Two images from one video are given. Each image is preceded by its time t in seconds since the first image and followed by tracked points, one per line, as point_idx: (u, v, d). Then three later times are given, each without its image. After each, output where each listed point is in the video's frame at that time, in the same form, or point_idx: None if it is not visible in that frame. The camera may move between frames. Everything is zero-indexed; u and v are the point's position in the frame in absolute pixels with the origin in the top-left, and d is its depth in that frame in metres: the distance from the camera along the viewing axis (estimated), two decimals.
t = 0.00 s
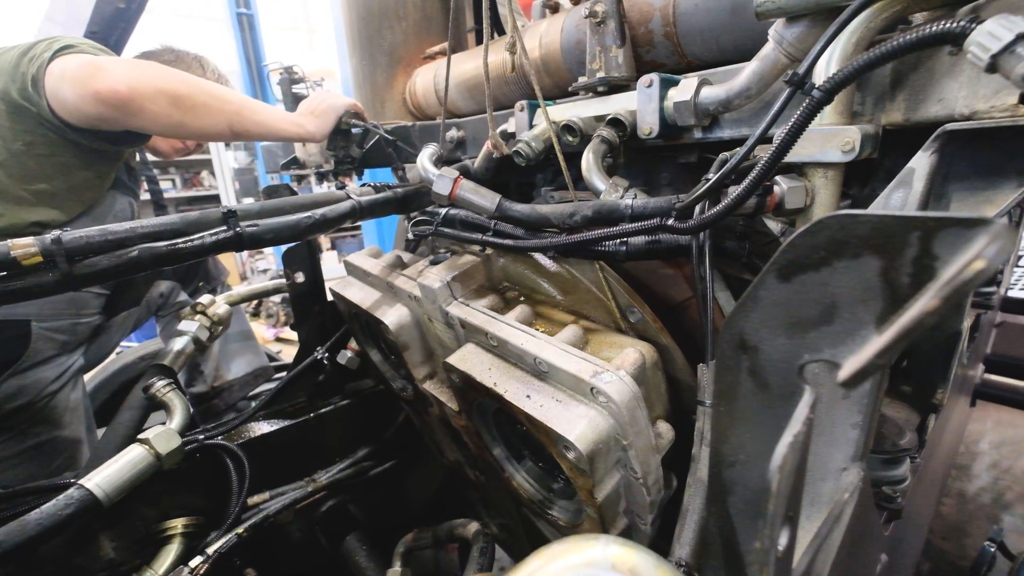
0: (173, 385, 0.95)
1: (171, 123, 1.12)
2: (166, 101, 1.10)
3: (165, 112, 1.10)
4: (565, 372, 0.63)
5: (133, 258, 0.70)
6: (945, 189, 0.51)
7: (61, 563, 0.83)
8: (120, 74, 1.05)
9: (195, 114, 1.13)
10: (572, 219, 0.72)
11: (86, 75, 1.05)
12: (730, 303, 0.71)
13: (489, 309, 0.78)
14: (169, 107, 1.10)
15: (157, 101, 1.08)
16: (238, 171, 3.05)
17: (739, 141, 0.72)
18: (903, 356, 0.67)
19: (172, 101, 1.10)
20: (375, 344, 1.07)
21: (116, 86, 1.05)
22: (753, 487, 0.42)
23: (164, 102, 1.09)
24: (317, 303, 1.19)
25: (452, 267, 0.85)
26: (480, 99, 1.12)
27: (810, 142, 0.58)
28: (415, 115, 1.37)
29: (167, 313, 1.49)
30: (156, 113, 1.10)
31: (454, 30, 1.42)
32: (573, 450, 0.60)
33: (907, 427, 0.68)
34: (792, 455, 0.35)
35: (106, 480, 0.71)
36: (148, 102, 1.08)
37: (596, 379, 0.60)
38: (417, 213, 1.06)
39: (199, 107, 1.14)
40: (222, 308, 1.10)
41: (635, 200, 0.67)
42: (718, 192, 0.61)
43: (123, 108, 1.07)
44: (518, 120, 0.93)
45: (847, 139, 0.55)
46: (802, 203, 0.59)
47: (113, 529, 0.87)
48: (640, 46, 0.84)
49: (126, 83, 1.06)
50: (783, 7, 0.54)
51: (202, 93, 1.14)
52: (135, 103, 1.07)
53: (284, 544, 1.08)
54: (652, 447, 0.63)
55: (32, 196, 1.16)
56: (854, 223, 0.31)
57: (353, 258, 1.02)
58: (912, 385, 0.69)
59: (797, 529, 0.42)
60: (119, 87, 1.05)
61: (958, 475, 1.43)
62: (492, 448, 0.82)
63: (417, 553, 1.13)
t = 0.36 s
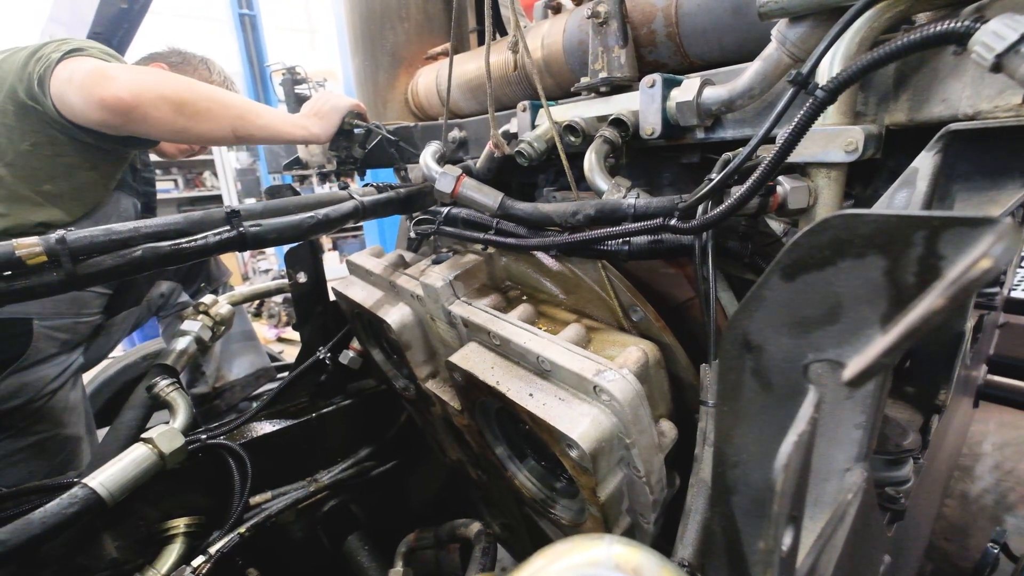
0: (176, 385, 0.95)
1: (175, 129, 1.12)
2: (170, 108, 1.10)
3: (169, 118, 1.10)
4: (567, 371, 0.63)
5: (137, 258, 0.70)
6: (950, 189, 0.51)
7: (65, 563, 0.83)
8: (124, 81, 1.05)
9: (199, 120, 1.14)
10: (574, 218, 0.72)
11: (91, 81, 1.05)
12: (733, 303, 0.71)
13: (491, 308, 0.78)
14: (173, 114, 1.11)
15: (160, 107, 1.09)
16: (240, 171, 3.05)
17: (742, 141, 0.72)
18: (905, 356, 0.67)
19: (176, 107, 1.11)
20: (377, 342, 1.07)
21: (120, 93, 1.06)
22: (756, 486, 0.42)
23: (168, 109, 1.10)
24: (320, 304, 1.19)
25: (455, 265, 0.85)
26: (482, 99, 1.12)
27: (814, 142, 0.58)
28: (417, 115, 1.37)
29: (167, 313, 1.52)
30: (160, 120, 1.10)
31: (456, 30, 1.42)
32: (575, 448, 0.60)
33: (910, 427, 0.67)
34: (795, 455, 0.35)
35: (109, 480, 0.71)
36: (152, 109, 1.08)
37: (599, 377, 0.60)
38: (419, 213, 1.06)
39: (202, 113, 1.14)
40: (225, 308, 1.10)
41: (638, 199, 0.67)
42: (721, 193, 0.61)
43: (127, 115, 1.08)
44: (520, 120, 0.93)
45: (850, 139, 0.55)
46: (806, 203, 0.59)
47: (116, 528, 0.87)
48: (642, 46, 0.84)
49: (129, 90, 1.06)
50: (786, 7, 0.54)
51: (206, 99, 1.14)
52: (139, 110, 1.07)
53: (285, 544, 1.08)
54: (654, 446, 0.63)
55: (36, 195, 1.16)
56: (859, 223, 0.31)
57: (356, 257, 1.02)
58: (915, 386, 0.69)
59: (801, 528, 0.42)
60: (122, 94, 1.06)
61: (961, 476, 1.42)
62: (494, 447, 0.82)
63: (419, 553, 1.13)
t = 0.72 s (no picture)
0: (174, 385, 0.94)
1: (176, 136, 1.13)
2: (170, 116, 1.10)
3: (169, 126, 1.10)
4: (562, 366, 0.62)
5: (133, 258, 0.70)
6: (949, 189, 0.51)
7: (62, 564, 0.82)
8: (124, 90, 1.05)
9: (200, 125, 1.14)
10: (573, 216, 0.72)
11: (91, 90, 1.05)
12: (731, 302, 0.71)
13: (488, 304, 0.78)
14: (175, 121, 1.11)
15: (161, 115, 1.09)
16: (239, 172, 3.05)
17: (741, 141, 0.72)
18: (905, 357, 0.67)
19: (177, 115, 1.10)
20: (376, 339, 1.07)
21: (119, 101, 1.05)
22: (756, 485, 0.42)
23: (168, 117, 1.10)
24: (319, 304, 1.18)
25: (453, 261, 0.85)
26: (481, 99, 1.12)
27: (813, 142, 0.58)
28: (416, 116, 1.37)
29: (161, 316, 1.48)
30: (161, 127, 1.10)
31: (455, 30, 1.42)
32: (569, 444, 0.60)
33: (909, 427, 0.67)
34: (794, 455, 0.35)
35: (106, 480, 0.71)
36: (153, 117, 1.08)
37: (593, 372, 0.60)
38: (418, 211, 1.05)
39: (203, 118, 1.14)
40: (223, 308, 1.10)
41: (637, 198, 0.67)
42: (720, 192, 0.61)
43: (127, 123, 1.08)
44: (519, 120, 0.93)
45: (850, 138, 0.55)
46: (805, 203, 0.59)
47: (114, 529, 0.87)
48: (641, 46, 0.84)
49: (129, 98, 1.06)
50: (785, 7, 0.54)
51: (206, 104, 1.14)
52: (140, 118, 1.07)
53: (284, 544, 1.08)
54: (649, 443, 0.62)
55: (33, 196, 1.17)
56: (859, 221, 0.31)
57: (355, 254, 1.02)
58: (914, 386, 0.69)
59: (800, 528, 0.41)
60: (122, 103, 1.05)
61: (959, 476, 1.42)
62: (490, 443, 0.81)
63: (417, 553, 1.13)
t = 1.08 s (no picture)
0: (171, 385, 0.94)
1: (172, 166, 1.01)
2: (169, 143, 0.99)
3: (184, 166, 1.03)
4: (560, 366, 0.62)
5: (130, 257, 0.69)
6: (947, 188, 0.51)
7: (58, 564, 0.82)
8: (132, 143, 0.95)
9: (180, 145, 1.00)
10: (571, 216, 0.72)
11: (93, 152, 0.94)
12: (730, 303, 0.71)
13: (487, 304, 0.78)
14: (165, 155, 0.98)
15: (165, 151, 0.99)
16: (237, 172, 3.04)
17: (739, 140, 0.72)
18: (904, 357, 0.67)
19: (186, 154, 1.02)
20: (375, 339, 1.06)
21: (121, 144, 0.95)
22: (754, 484, 0.42)
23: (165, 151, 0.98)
24: (317, 303, 1.18)
25: (450, 261, 0.84)
26: (479, 98, 1.12)
27: (811, 141, 0.57)
28: (415, 115, 1.37)
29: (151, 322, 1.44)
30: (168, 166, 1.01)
31: (454, 30, 1.41)
32: (567, 444, 0.59)
33: (908, 427, 0.67)
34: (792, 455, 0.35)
35: (102, 481, 0.70)
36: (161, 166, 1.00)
37: (592, 372, 0.60)
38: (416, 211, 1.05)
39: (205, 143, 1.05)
40: (221, 308, 1.09)
41: (636, 197, 0.67)
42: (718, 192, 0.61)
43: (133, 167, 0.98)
44: (517, 119, 0.93)
45: (849, 138, 0.55)
46: (804, 203, 0.59)
47: (111, 529, 0.86)
48: (640, 45, 0.84)
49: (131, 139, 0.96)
50: (783, 6, 0.54)
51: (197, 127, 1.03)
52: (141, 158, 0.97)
53: (282, 544, 1.08)
54: (648, 443, 0.62)
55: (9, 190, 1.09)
56: (857, 220, 0.31)
57: (353, 253, 1.02)
58: (913, 386, 0.69)
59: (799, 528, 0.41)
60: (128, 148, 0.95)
61: (958, 476, 1.42)
62: (489, 443, 0.81)
63: (416, 553, 1.13)
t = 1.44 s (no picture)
0: (168, 383, 0.94)
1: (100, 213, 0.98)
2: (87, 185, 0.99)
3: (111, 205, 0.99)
4: (557, 366, 0.62)
5: (128, 256, 0.69)
6: (943, 189, 0.51)
7: (55, 563, 0.82)
8: None
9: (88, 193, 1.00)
10: (569, 216, 0.72)
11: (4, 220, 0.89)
12: (728, 303, 0.71)
13: (485, 304, 0.78)
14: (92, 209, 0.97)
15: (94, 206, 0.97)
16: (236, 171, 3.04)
17: (737, 141, 0.72)
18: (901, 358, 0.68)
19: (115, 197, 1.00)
20: (373, 339, 1.06)
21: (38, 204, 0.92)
22: (751, 484, 0.42)
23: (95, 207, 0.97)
24: (315, 303, 1.18)
25: (448, 261, 0.84)
26: (478, 98, 1.12)
27: (808, 142, 0.58)
28: (413, 115, 1.37)
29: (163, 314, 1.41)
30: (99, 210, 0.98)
31: (452, 30, 1.41)
32: (565, 444, 0.60)
33: (905, 427, 0.67)
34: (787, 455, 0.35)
35: (99, 480, 0.70)
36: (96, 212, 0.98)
37: (589, 372, 0.60)
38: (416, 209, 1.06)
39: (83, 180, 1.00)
40: (219, 307, 1.08)
41: (634, 198, 0.67)
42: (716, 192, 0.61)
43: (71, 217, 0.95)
44: (516, 119, 0.93)
45: (846, 139, 0.55)
46: (801, 204, 0.59)
47: (108, 529, 0.86)
48: (639, 45, 0.84)
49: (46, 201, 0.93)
50: (781, 6, 0.54)
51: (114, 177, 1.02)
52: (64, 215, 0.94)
53: (280, 544, 1.08)
54: (645, 443, 0.62)
55: None
56: (853, 221, 0.31)
57: (351, 253, 1.02)
58: (910, 387, 0.69)
59: (796, 528, 0.41)
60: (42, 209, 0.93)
61: (955, 476, 1.43)
62: (488, 443, 0.82)
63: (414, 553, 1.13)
